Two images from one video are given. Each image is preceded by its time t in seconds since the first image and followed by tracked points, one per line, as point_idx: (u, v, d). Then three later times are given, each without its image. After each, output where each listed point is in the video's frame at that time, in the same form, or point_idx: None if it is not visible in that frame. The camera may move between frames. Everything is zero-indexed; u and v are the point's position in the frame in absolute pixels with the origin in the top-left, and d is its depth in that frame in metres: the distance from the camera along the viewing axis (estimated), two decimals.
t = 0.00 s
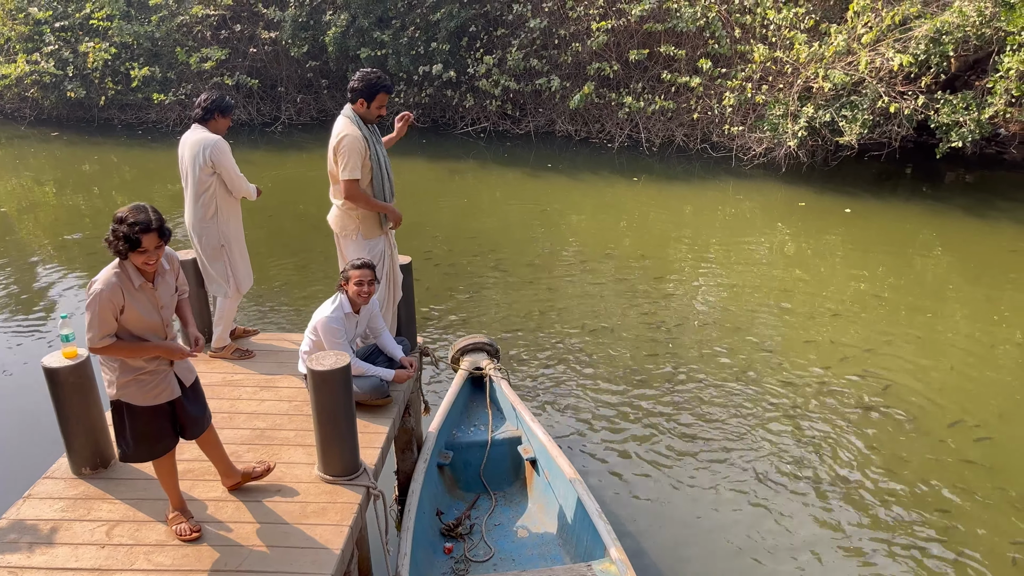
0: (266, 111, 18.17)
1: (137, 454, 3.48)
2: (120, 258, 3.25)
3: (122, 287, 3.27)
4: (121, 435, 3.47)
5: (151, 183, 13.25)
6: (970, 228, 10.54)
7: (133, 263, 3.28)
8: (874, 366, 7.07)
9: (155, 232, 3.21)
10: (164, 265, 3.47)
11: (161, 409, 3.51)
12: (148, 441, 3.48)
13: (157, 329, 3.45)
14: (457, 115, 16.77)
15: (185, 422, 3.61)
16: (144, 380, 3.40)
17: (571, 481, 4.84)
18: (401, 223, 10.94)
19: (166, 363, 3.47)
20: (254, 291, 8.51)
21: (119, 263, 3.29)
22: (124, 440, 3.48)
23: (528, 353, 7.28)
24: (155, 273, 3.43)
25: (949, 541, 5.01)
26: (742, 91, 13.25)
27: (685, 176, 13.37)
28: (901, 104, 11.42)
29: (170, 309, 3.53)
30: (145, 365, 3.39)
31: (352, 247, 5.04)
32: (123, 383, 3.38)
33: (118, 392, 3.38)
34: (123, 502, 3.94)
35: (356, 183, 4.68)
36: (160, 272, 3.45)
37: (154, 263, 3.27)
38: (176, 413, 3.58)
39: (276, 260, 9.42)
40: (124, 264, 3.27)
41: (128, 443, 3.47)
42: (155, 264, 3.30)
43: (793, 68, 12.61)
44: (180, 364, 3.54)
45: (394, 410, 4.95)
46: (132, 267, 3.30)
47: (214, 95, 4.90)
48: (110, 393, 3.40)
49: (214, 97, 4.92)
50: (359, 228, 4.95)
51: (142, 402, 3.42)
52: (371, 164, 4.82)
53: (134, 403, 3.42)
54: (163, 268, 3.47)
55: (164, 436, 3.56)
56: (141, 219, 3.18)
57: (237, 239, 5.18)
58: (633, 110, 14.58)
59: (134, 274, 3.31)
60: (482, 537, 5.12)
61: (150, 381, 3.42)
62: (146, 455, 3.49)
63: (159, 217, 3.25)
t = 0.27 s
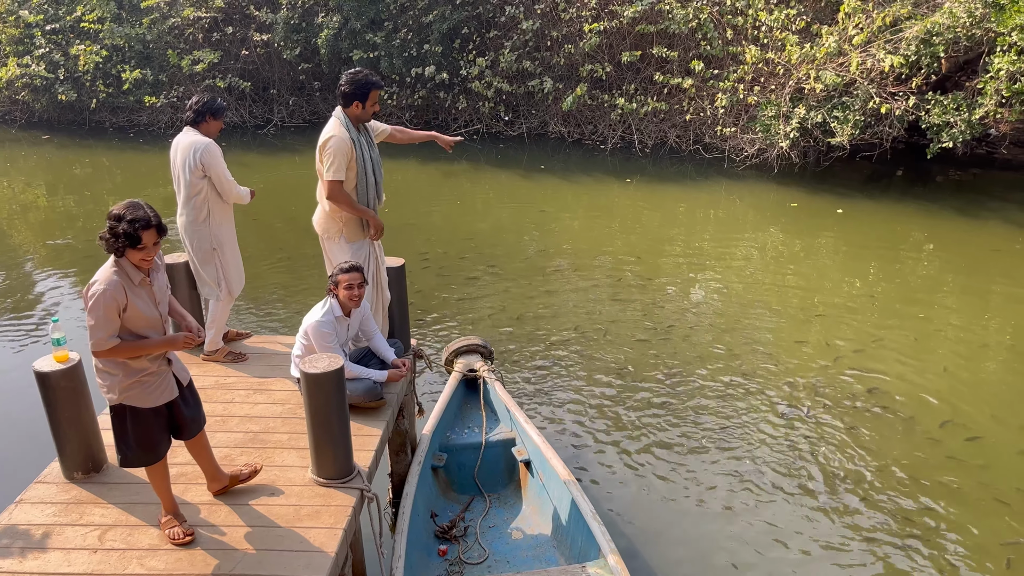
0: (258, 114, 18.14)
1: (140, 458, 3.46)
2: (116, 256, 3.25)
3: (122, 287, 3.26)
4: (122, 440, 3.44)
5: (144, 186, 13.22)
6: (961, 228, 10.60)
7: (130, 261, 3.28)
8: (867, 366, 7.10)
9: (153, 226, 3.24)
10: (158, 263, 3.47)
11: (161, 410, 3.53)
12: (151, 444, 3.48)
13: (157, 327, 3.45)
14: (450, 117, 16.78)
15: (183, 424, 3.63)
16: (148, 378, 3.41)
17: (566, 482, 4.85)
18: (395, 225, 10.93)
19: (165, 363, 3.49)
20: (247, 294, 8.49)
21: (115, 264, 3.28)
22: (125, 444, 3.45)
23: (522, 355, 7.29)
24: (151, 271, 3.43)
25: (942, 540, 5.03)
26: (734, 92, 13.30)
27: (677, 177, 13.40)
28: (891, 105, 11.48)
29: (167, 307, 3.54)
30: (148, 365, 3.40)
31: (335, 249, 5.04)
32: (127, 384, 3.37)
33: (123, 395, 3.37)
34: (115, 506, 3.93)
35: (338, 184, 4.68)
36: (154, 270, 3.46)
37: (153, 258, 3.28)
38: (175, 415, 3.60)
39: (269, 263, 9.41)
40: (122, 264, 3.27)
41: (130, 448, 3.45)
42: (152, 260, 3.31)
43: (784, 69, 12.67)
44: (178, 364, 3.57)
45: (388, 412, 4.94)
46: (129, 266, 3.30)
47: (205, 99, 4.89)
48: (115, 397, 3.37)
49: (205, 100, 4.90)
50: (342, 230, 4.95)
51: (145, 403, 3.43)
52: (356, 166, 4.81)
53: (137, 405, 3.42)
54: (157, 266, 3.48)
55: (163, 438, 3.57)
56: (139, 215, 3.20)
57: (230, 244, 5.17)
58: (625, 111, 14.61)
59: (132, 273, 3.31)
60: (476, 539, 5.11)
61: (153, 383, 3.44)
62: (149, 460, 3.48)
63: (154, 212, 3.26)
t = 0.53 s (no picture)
0: (249, 116, 18.10)
1: (140, 461, 3.46)
2: (116, 257, 3.25)
3: (123, 287, 3.27)
4: (121, 443, 3.44)
5: (134, 189, 13.16)
6: (950, 227, 10.66)
7: (131, 261, 3.29)
8: (858, 366, 7.13)
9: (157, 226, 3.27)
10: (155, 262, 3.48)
11: (160, 412, 3.53)
12: (150, 446, 3.48)
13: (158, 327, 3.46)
14: (442, 118, 16.77)
15: (181, 427, 3.63)
16: (149, 378, 3.42)
17: (558, 484, 4.85)
18: (387, 227, 10.92)
19: (164, 364, 3.50)
20: (239, 297, 8.46)
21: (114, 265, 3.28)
22: (125, 448, 3.44)
23: (514, 356, 7.29)
24: (149, 271, 3.44)
25: (933, 539, 5.05)
26: (725, 93, 13.33)
27: (669, 178, 13.42)
28: (881, 106, 11.53)
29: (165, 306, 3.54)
30: (149, 366, 3.41)
31: (309, 249, 5.03)
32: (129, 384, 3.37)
33: (124, 396, 3.37)
34: (105, 511, 3.90)
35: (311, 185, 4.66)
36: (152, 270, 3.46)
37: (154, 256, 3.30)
38: (173, 416, 3.61)
39: (261, 265, 9.38)
40: (122, 264, 3.28)
41: (131, 451, 3.44)
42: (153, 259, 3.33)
43: (774, 70, 12.70)
44: (175, 366, 3.59)
45: (380, 415, 4.93)
46: (130, 266, 3.31)
47: (194, 101, 4.86)
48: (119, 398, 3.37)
49: (195, 102, 4.87)
50: (316, 231, 4.94)
51: (146, 404, 3.44)
52: (336, 170, 4.79)
53: (137, 407, 3.42)
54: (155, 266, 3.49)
55: (161, 441, 3.57)
56: (143, 216, 3.22)
57: (220, 247, 5.15)
58: (616, 113, 14.63)
59: (132, 273, 3.31)
60: (469, 541, 5.10)
61: (154, 384, 3.45)
62: (149, 463, 3.49)
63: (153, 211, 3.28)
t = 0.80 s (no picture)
0: (241, 117, 18.05)
1: (144, 459, 3.45)
2: (125, 251, 3.27)
3: (131, 282, 3.27)
4: (127, 440, 3.43)
5: (125, 191, 13.10)
6: (941, 227, 10.71)
7: (138, 256, 3.30)
8: (850, 365, 7.16)
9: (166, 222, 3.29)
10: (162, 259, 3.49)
11: (167, 410, 3.52)
12: (155, 445, 3.47)
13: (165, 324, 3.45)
14: (434, 119, 16.76)
15: (187, 425, 3.61)
16: (156, 375, 3.40)
17: (551, 484, 4.85)
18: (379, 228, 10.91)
19: (172, 362, 3.49)
20: (230, 298, 8.44)
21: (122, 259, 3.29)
22: (131, 445, 3.44)
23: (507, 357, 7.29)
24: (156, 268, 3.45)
25: (926, 537, 5.07)
26: (717, 94, 13.37)
27: (661, 178, 13.45)
28: (871, 106, 11.58)
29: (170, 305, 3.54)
30: (156, 364, 3.40)
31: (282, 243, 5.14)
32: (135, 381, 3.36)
33: (130, 393, 3.36)
34: (96, 515, 3.88)
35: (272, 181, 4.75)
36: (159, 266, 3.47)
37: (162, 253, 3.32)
38: (180, 415, 3.59)
39: (253, 267, 9.35)
40: (130, 259, 3.29)
41: (136, 448, 3.44)
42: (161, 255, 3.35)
43: (765, 71, 12.74)
44: (184, 365, 3.57)
45: (373, 416, 4.92)
46: (138, 261, 3.32)
47: (187, 101, 4.82)
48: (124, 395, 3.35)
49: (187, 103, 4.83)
50: (285, 227, 5.02)
51: (153, 402, 3.42)
52: (303, 170, 4.82)
53: (143, 405, 3.40)
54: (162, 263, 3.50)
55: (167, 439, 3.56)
56: (158, 211, 3.27)
57: (211, 249, 5.15)
58: (608, 113, 14.65)
59: (139, 268, 3.32)
60: (462, 542, 5.09)
61: (160, 382, 3.43)
62: (154, 460, 3.48)
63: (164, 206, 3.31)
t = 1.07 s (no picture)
0: (235, 118, 18.02)
1: (151, 454, 3.46)
2: (131, 250, 3.27)
3: (134, 281, 3.26)
4: (133, 436, 3.45)
5: (119, 191, 13.06)
6: (934, 226, 10.74)
7: (144, 255, 3.30)
8: (844, 364, 7.18)
9: (168, 222, 3.26)
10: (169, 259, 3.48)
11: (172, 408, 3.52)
12: (160, 441, 3.47)
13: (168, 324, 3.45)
14: (428, 119, 16.74)
15: (194, 422, 3.62)
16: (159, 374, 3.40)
17: (546, 484, 4.85)
18: (374, 228, 10.90)
19: (178, 361, 3.48)
20: (225, 298, 8.42)
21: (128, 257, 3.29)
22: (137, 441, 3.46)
23: (502, 356, 7.29)
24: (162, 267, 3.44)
25: (920, 535, 5.09)
26: (711, 93, 13.38)
27: (656, 178, 13.47)
28: (865, 106, 11.61)
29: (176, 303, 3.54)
30: (161, 363, 3.40)
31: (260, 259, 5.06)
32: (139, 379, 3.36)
33: (135, 391, 3.36)
34: (90, 516, 3.87)
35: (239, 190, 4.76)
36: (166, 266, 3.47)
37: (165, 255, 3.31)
38: (185, 412, 3.59)
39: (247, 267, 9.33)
40: (134, 258, 3.29)
41: (143, 443, 3.45)
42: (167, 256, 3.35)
43: (759, 70, 12.76)
44: (191, 362, 3.55)
45: (368, 417, 4.91)
46: (143, 260, 3.32)
47: (183, 101, 4.83)
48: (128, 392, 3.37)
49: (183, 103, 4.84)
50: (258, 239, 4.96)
51: (157, 400, 3.41)
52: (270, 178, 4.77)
53: (148, 403, 3.40)
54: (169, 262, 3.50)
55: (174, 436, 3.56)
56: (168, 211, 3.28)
57: (204, 249, 5.14)
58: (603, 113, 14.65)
59: (144, 268, 3.31)
60: (458, 543, 5.10)
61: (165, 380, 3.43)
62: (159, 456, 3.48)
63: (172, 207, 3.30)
